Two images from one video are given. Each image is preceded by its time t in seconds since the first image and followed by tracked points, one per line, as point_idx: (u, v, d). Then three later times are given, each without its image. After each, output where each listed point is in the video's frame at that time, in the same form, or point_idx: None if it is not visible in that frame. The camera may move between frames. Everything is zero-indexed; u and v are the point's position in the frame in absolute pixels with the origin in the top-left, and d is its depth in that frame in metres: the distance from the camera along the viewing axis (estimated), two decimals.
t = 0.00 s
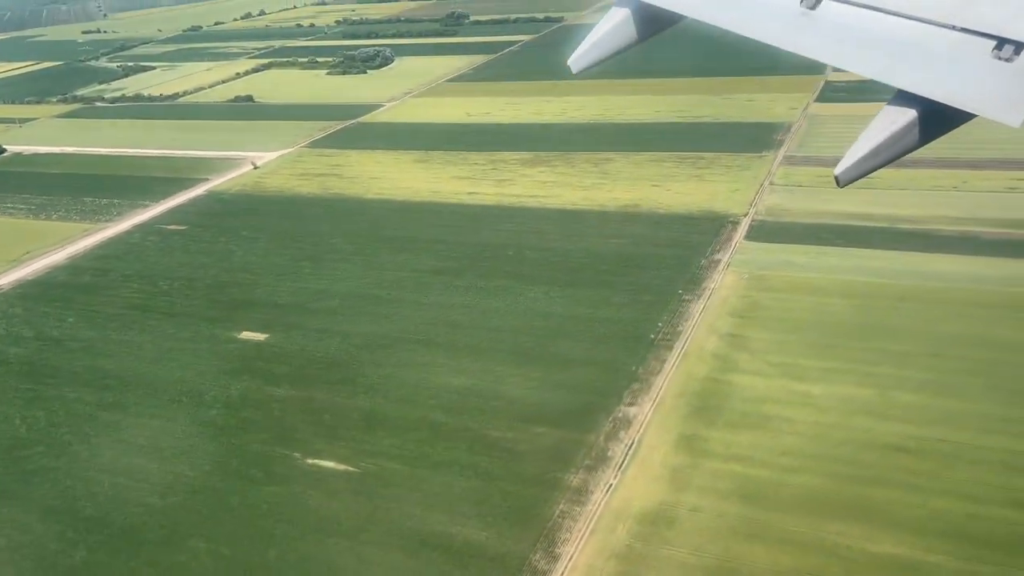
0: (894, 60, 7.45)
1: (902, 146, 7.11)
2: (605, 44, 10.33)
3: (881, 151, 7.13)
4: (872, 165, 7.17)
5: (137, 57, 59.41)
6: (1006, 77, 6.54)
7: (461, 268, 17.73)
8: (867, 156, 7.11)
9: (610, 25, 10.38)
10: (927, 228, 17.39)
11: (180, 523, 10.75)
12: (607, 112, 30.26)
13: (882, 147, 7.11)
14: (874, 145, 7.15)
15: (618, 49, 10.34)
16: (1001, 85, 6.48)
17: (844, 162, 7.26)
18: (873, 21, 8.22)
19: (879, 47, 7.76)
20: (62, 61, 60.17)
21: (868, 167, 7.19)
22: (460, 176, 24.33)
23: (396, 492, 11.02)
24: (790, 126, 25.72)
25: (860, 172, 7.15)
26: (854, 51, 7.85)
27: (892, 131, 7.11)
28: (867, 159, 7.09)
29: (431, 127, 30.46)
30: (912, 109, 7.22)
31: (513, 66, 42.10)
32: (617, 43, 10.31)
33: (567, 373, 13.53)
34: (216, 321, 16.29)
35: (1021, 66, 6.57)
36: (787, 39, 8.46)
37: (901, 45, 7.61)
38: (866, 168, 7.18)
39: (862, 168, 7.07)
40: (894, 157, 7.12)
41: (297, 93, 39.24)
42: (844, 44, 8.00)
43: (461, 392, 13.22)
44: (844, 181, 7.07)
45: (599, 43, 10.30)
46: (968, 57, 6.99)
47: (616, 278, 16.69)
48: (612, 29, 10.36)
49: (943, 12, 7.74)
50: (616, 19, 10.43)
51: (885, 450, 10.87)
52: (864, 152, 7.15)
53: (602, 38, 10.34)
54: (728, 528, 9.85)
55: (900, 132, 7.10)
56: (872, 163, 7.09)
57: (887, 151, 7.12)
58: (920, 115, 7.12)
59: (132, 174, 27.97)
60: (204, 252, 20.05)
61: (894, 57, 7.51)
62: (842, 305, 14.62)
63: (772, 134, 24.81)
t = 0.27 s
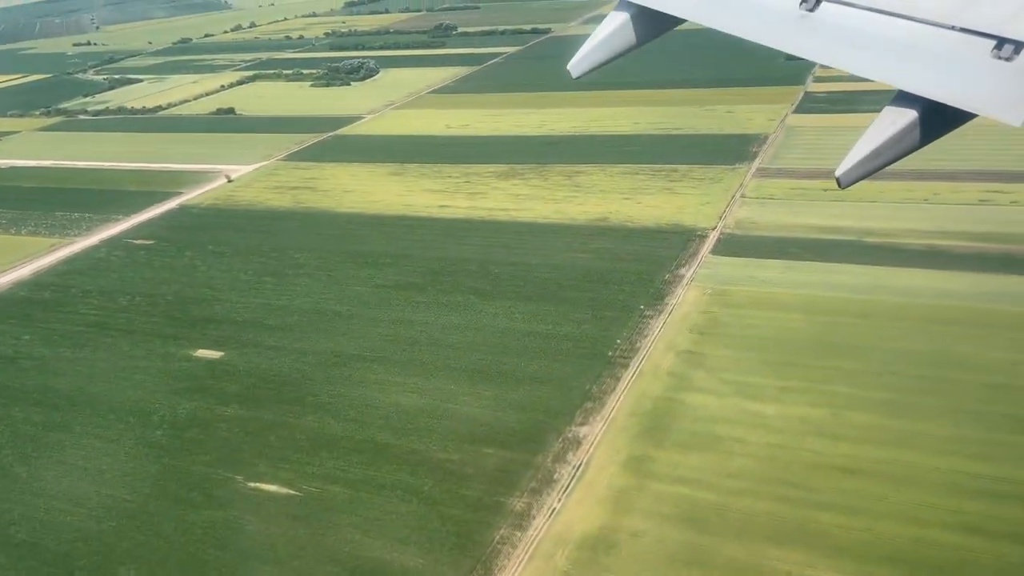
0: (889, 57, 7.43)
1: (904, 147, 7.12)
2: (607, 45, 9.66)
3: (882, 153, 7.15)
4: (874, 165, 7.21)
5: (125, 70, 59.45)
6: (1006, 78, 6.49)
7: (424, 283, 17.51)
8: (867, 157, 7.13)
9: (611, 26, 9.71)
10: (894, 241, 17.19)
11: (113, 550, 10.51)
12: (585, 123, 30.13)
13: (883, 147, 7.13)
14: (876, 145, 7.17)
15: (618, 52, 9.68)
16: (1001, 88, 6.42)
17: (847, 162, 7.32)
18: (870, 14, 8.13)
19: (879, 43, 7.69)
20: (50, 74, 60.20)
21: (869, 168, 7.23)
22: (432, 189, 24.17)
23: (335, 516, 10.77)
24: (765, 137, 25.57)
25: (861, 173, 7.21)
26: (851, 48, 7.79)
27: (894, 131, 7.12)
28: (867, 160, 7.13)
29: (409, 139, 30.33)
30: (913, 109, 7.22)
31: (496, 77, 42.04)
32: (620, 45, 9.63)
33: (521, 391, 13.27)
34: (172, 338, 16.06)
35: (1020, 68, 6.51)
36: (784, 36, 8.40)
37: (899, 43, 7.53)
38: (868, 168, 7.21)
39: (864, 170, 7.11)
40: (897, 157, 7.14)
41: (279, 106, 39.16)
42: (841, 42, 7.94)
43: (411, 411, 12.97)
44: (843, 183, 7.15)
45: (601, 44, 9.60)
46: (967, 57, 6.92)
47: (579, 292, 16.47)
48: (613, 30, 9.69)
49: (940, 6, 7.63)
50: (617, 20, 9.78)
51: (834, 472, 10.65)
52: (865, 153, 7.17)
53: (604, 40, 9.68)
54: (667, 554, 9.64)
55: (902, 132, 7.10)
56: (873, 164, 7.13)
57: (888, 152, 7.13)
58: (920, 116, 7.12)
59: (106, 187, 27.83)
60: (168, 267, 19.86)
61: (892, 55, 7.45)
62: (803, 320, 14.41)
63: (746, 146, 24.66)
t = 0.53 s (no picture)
0: (885, 56, 7.05)
1: (904, 148, 6.49)
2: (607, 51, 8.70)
3: (882, 154, 6.49)
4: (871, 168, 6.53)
5: (112, 80, 59.38)
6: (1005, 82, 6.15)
7: (385, 297, 17.24)
8: (866, 159, 6.47)
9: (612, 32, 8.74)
10: (861, 254, 16.96)
11: None
12: (563, 133, 29.95)
13: (883, 148, 6.47)
14: (875, 147, 6.51)
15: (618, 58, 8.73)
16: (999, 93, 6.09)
17: (844, 165, 6.60)
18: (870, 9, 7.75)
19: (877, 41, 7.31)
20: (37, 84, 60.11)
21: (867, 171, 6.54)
22: (403, 201, 23.94)
23: (270, 541, 10.48)
24: (741, 147, 25.36)
25: (860, 176, 6.49)
26: (846, 45, 7.42)
27: (894, 132, 6.48)
28: (865, 163, 6.45)
29: (386, 150, 30.14)
30: (912, 108, 6.63)
31: (479, 87, 41.91)
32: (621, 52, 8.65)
33: (472, 408, 12.98)
34: (126, 354, 15.78)
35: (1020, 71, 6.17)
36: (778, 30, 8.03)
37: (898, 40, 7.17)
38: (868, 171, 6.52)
39: (864, 172, 6.41)
40: (897, 159, 6.48)
41: (261, 116, 39.01)
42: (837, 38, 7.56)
43: (358, 429, 12.68)
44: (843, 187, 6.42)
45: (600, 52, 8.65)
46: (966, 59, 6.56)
47: (541, 306, 16.21)
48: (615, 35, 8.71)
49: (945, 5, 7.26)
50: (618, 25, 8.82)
51: (782, 494, 10.37)
52: (864, 154, 6.50)
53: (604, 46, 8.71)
54: None
55: (901, 133, 6.47)
56: (873, 166, 6.44)
57: (888, 154, 6.49)
58: (921, 117, 6.52)
59: (79, 198, 27.61)
60: (131, 280, 19.60)
61: (888, 53, 7.08)
62: (763, 335, 14.15)
63: (721, 157, 24.46)
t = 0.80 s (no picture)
0: (887, 58, 7.22)
1: (903, 149, 6.65)
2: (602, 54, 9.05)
3: (883, 153, 6.63)
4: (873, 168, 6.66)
5: (98, 88, 59.24)
6: (1006, 80, 6.28)
7: (344, 310, 16.99)
8: (868, 158, 6.60)
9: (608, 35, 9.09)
10: (826, 266, 16.75)
11: None
12: (539, 142, 29.79)
13: (883, 149, 6.62)
14: (875, 146, 6.65)
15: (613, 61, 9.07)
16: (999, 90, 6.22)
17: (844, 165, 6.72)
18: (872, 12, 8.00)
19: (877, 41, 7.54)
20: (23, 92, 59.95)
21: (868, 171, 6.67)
22: (374, 211, 23.73)
23: (201, 565, 10.23)
24: (715, 157, 25.19)
25: (864, 174, 6.61)
26: (850, 46, 7.64)
27: (895, 132, 6.64)
28: (866, 162, 6.58)
29: (362, 159, 29.95)
30: (913, 110, 6.81)
31: (461, 95, 41.79)
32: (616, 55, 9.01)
33: (420, 426, 12.72)
34: (77, 370, 15.52)
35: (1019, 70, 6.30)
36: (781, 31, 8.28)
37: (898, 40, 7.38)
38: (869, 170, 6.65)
39: (866, 172, 6.54)
40: (897, 158, 6.63)
41: (241, 126, 38.85)
42: (839, 38, 7.80)
43: (303, 448, 12.42)
44: (844, 186, 6.54)
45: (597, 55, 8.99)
46: (965, 59, 6.72)
47: (500, 319, 15.98)
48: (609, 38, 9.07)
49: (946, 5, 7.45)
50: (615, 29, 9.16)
51: (725, 515, 10.12)
52: (865, 155, 6.63)
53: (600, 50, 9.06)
54: None
55: (902, 133, 6.64)
56: (874, 165, 6.57)
57: (889, 153, 6.63)
58: (920, 117, 6.71)
59: (50, 208, 27.38)
60: (91, 292, 19.35)
61: (889, 54, 7.29)
62: (720, 350, 13.93)
63: (694, 167, 24.27)
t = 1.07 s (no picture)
0: (883, 60, 7.07)
1: (905, 152, 6.45)
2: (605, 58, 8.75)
3: (884, 157, 6.44)
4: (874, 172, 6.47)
5: (83, 95, 59.04)
6: (1003, 83, 6.08)
7: (302, 323, 16.72)
8: (868, 163, 6.42)
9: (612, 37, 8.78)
10: (790, 278, 16.52)
11: None
12: (516, 151, 29.60)
13: (883, 153, 6.43)
14: (875, 151, 6.47)
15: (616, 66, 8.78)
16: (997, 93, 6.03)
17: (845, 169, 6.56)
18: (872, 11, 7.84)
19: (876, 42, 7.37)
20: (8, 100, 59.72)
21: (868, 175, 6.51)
22: (344, 221, 23.50)
23: None
24: (689, 166, 25.01)
25: (864, 179, 6.45)
26: (850, 46, 7.49)
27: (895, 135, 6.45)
28: (866, 167, 6.41)
29: (337, 168, 29.73)
30: (913, 112, 6.59)
31: (443, 103, 41.61)
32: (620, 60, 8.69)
33: (365, 443, 12.45)
34: (25, 384, 15.23)
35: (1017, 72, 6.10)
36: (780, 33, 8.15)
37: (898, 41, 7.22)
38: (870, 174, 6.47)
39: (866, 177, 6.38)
40: (899, 161, 6.44)
41: (221, 134, 38.65)
42: (838, 40, 7.65)
43: (245, 466, 12.15)
44: (845, 192, 6.38)
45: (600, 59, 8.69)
46: (962, 60, 6.54)
47: (459, 332, 15.72)
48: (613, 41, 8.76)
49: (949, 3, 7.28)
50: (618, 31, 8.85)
51: (664, 538, 9.87)
52: (865, 160, 6.45)
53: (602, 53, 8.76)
54: None
55: (902, 136, 6.44)
56: (873, 170, 6.40)
57: (890, 157, 6.43)
58: (922, 118, 6.49)
59: (20, 217, 27.12)
60: (50, 304, 19.07)
61: (885, 55, 7.13)
62: (677, 365, 13.67)
63: (667, 176, 24.08)
